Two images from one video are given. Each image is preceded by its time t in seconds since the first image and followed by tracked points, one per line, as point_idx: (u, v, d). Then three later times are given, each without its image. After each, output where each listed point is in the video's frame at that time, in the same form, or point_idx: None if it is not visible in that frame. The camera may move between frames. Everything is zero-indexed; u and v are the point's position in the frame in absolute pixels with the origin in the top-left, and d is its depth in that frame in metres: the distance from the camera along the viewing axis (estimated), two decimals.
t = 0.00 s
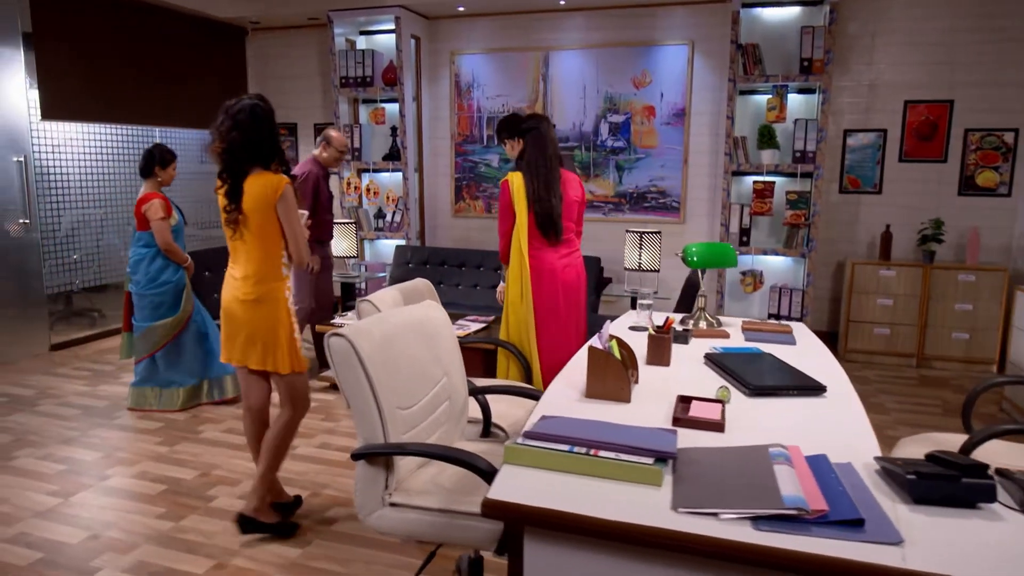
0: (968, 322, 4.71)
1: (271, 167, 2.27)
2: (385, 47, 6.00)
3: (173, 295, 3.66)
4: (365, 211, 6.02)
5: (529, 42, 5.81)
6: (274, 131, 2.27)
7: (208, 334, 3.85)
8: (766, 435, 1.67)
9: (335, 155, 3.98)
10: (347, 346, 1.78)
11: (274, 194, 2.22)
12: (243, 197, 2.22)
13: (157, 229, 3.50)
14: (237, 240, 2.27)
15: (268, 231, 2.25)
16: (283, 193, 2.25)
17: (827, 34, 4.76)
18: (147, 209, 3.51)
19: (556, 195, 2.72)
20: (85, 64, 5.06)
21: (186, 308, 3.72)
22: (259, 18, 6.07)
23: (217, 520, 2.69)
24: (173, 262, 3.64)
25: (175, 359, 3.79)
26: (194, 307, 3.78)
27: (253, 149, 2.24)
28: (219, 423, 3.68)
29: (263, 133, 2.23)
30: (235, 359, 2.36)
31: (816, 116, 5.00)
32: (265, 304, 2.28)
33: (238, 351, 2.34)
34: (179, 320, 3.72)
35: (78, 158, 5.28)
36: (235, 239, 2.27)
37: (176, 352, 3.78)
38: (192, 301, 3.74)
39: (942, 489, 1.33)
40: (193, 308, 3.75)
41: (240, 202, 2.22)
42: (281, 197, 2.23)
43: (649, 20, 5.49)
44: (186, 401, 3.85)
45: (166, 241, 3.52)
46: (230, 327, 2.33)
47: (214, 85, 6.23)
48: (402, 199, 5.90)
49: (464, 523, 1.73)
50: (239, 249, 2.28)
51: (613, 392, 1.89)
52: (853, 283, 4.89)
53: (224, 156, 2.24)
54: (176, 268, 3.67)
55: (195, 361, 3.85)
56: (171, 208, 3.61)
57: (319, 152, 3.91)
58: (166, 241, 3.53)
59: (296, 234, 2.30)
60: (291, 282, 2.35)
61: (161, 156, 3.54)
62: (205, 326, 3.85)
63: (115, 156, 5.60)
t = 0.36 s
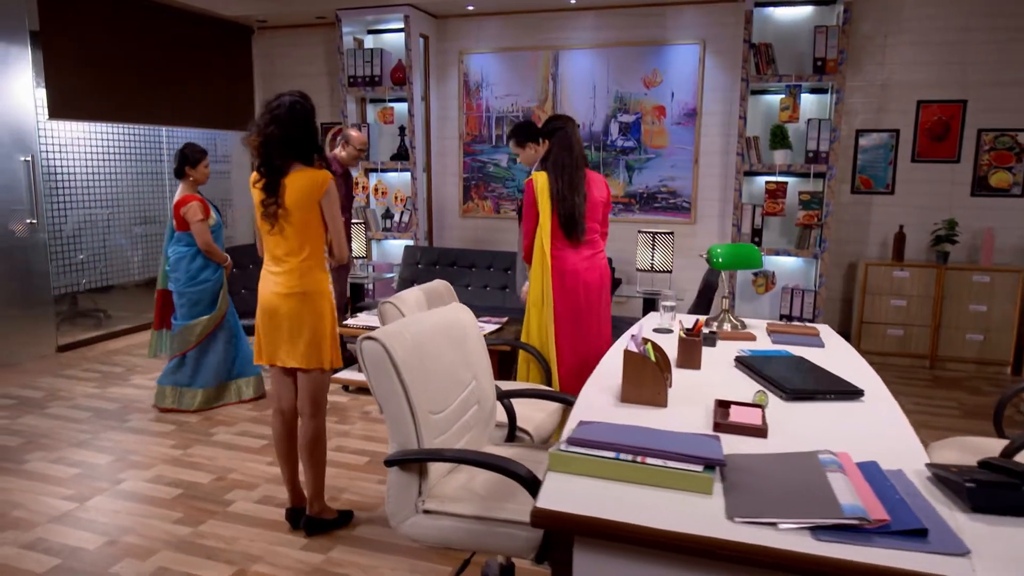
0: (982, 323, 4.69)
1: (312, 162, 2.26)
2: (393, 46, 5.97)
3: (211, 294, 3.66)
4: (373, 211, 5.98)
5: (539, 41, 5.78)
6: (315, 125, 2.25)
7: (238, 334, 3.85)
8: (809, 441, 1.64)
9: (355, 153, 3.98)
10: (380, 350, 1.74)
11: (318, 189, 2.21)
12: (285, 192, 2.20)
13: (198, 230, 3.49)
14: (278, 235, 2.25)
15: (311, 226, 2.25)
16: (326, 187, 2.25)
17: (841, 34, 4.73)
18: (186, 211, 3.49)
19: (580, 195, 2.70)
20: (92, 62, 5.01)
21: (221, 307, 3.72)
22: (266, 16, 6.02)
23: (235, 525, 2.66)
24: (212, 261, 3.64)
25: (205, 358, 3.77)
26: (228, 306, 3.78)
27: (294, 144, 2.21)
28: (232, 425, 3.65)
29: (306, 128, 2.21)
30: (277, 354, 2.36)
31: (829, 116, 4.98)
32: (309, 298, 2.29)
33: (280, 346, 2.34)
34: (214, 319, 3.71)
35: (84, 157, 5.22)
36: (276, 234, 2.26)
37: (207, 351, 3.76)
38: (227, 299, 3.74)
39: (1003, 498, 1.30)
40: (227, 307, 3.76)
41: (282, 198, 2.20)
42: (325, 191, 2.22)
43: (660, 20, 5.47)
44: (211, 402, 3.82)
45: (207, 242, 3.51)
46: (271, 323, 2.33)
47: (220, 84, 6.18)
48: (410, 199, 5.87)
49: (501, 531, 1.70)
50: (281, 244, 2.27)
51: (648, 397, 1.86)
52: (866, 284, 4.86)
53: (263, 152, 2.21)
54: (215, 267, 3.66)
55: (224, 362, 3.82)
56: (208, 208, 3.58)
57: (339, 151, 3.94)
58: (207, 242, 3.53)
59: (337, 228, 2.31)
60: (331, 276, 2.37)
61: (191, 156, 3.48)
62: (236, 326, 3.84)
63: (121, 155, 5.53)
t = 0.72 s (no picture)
0: (994, 324, 4.68)
1: (350, 164, 2.25)
2: (399, 45, 5.94)
3: (229, 294, 3.57)
4: (379, 211, 5.94)
5: (546, 41, 5.75)
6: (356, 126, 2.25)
7: (258, 334, 3.75)
8: (854, 446, 1.62)
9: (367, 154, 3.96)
10: (414, 355, 1.70)
11: (356, 192, 2.21)
12: (322, 193, 2.20)
13: (217, 230, 3.40)
14: (312, 235, 2.24)
15: (345, 228, 2.25)
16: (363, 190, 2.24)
17: (852, 34, 4.71)
18: (206, 210, 3.41)
19: (618, 196, 2.71)
20: (95, 60, 4.94)
21: (240, 307, 3.62)
22: (270, 15, 5.97)
23: (253, 531, 2.61)
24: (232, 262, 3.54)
25: (224, 360, 3.66)
26: (247, 305, 3.69)
27: (335, 144, 2.21)
28: (243, 428, 3.60)
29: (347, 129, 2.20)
30: (303, 356, 2.34)
31: (839, 116, 4.95)
32: (340, 301, 2.29)
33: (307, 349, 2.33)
34: (233, 320, 3.62)
35: (88, 158, 5.15)
36: (309, 234, 2.25)
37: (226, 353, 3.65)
38: (246, 298, 3.65)
39: None
40: (246, 306, 3.67)
41: (319, 197, 2.19)
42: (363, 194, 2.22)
43: (669, 19, 5.44)
44: (233, 404, 3.74)
45: (225, 243, 3.41)
46: (299, 324, 2.31)
47: (223, 83, 6.12)
48: (417, 200, 5.83)
49: (537, 539, 1.66)
50: (313, 245, 2.26)
51: (684, 401, 1.83)
52: (876, 285, 4.85)
53: (302, 149, 2.20)
54: (234, 268, 3.57)
55: (244, 363, 3.73)
56: (231, 207, 3.50)
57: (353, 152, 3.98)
58: (226, 242, 3.43)
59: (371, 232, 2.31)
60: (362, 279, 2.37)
61: (218, 155, 3.43)
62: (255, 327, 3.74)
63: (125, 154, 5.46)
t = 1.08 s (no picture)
0: (1000, 324, 4.69)
1: (390, 169, 2.24)
2: (401, 44, 5.90)
3: (240, 292, 3.58)
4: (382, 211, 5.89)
5: (549, 40, 5.72)
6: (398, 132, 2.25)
7: (270, 332, 3.77)
8: (895, 451, 1.59)
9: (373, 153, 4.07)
10: (446, 359, 1.67)
11: (394, 198, 2.21)
12: (362, 195, 2.19)
13: (227, 229, 3.39)
14: (348, 237, 2.24)
15: (383, 231, 2.25)
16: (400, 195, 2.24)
17: (859, 34, 4.70)
18: (217, 210, 3.40)
19: (649, 191, 2.89)
20: (94, 57, 4.86)
21: (251, 305, 3.64)
22: (270, 13, 5.91)
23: (268, 538, 2.57)
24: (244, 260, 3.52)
25: (235, 359, 3.68)
26: (260, 303, 3.70)
27: (376, 149, 2.21)
28: (251, 432, 3.55)
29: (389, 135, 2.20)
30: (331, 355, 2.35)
31: (845, 116, 4.95)
32: (372, 303, 2.29)
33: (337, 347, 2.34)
34: (244, 318, 3.64)
35: (88, 158, 5.08)
36: (346, 235, 2.25)
37: (238, 351, 3.66)
38: (260, 295, 3.67)
39: None
40: (260, 303, 3.69)
41: (358, 200, 2.19)
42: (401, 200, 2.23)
43: (674, 19, 5.42)
44: (243, 400, 3.76)
45: (235, 242, 3.41)
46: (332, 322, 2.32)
47: (221, 82, 6.05)
48: (420, 200, 5.79)
49: (573, 547, 1.63)
50: (349, 246, 2.26)
51: (719, 405, 1.80)
52: (882, 285, 4.84)
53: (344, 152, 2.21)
54: (247, 265, 3.56)
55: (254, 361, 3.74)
56: (243, 206, 3.48)
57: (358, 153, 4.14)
58: (236, 241, 3.43)
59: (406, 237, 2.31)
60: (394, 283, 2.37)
61: (232, 154, 3.39)
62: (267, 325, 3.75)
63: (124, 153, 5.38)
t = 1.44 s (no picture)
0: (1004, 325, 4.70)
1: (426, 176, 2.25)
2: (403, 43, 5.86)
3: (248, 292, 3.54)
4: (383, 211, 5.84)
5: (552, 40, 5.69)
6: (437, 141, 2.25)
7: (278, 332, 3.72)
8: (936, 456, 1.57)
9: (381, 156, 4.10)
10: (479, 364, 1.64)
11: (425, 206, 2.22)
12: (397, 196, 2.22)
13: (234, 226, 3.38)
14: (381, 236, 2.27)
15: (414, 235, 2.27)
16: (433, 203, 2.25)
17: (865, 35, 4.70)
18: (226, 207, 3.39)
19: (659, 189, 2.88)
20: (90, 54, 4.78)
21: (258, 304, 3.59)
22: (270, 12, 5.85)
23: (282, 545, 2.52)
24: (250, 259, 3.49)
25: (243, 357, 3.66)
26: (270, 301, 3.65)
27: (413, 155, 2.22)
28: (258, 436, 3.50)
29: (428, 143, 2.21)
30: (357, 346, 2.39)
31: (850, 118, 4.94)
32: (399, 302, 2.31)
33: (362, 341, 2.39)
34: (253, 316, 3.60)
35: (85, 159, 5.00)
36: (380, 235, 2.28)
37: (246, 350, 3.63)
38: (267, 294, 3.62)
39: None
40: (267, 303, 3.63)
41: (392, 203, 2.21)
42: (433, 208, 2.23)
43: (678, 19, 5.40)
44: (251, 401, 3.76)
45: (242, 239, 3.38)
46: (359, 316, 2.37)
47: (219, 81, 5.99)
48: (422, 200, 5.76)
49: (608, 555, 1.60)
50: (382, 244, 2.29)
51: (753, 410, 1.77)
52: (887, 286, 4.85)
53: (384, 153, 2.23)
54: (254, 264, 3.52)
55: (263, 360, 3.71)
56: (254, 206, 3.49)
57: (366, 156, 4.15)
58: (242, 239, 3.40)
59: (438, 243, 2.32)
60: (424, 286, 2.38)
61: (245, 154, 3.36)
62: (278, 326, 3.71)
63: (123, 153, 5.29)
